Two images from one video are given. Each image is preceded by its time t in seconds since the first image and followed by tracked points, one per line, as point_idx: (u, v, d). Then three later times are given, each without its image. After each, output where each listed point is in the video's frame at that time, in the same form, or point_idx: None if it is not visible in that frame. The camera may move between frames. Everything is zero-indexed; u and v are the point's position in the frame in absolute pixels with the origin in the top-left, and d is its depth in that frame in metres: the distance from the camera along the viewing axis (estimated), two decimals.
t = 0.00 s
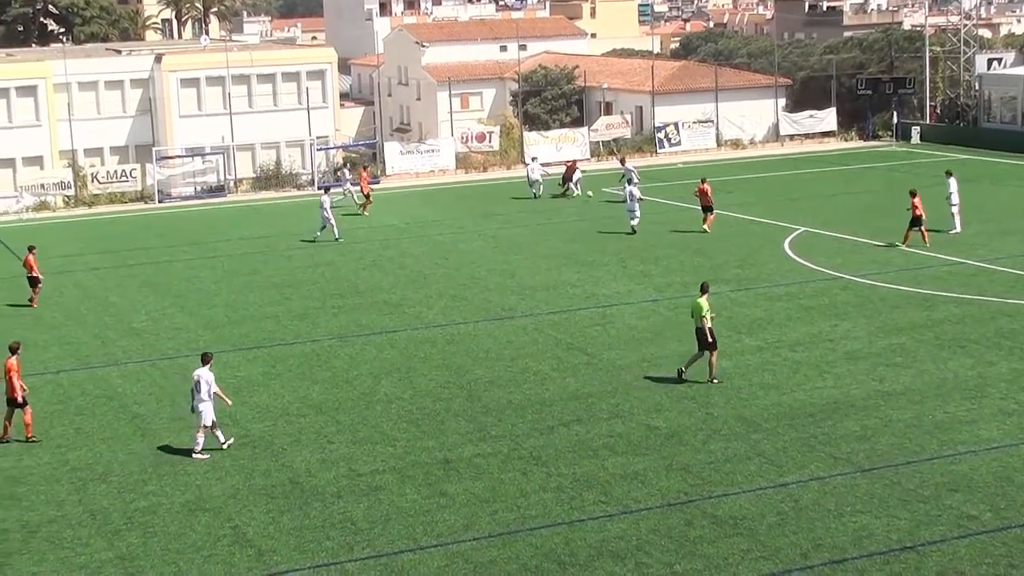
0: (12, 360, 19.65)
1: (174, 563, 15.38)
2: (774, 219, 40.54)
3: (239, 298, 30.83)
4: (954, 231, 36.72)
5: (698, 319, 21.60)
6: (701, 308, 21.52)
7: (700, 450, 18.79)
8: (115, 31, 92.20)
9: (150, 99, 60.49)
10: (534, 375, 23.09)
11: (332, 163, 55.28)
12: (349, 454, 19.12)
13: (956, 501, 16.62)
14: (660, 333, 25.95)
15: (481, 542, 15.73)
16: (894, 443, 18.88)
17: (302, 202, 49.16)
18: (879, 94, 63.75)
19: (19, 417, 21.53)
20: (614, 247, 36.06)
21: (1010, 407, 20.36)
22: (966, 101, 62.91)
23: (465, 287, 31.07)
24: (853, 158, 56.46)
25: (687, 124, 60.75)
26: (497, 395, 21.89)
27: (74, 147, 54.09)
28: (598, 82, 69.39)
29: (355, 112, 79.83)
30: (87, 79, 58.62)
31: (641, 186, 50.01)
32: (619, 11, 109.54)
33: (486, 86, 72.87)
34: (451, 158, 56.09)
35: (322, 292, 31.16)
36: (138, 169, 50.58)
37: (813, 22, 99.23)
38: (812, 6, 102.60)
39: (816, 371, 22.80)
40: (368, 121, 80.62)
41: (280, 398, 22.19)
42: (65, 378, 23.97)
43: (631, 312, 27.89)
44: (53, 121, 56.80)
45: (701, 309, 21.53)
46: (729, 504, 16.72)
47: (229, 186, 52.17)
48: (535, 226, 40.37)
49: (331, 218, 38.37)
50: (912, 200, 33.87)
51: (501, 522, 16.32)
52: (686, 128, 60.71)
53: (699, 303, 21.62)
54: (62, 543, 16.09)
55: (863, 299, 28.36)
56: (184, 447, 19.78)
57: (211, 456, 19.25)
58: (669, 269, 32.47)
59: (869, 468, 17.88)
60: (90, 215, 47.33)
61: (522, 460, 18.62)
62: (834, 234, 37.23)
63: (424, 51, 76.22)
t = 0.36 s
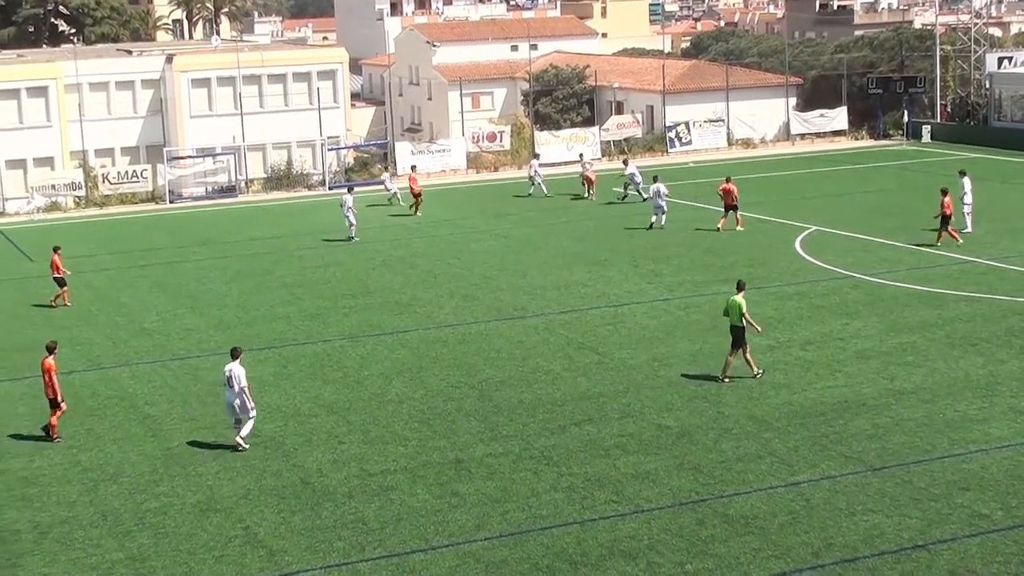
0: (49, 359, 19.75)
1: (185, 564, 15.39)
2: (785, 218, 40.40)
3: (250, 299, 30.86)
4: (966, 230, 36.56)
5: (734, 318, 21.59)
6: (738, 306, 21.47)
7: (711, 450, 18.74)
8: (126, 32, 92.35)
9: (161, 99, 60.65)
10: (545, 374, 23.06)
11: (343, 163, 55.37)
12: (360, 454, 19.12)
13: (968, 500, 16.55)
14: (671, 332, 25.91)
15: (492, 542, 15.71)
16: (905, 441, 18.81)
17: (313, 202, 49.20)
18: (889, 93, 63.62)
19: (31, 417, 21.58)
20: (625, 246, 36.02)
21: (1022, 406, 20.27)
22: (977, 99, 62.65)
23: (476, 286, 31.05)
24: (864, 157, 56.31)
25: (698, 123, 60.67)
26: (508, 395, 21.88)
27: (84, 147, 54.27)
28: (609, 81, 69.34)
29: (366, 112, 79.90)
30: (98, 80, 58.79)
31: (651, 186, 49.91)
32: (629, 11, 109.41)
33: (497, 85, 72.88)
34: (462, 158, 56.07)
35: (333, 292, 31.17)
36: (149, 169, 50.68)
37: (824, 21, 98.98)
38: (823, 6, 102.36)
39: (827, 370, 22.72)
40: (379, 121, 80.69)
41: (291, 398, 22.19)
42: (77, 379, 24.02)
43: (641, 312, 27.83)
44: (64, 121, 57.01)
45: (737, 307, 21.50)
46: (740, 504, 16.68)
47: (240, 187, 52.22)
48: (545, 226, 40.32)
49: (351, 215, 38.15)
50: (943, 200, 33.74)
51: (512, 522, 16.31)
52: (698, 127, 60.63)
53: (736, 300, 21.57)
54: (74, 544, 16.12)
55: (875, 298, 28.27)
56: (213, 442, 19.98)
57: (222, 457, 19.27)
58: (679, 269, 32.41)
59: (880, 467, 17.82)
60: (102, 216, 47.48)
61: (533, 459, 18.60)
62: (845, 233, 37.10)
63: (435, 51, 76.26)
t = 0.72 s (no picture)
0: (82, 359, 19.79)
1: (198, 564, 15.41)
2: (797, 219, 40.35)
3: (261, 300, 30.90)
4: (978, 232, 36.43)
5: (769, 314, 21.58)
6: (772, 304, 21.43)
7: (723, 451, 18.70)
8: (138, 33, 92.63)
9: (173, 101, 60.88)
10: (556, 375, 23.07)
11: (355, 164, 55.49)
12: (372, 455, 19.13)
13: (981, 501, 16.49)
14: (683, 333, 25.89)
15: (505, 543, 15.71)
16: (917, 443, 18.75)
17: (324, 203, 49.35)
18: (902, 93, 63.65)
19: (43, 418, 21.66)
20: (637, 247, 36.00)
21: None
22: (990, 100, 62.43)
23: (487, 287, 31.07)
24: (876, 158, 56.19)
25: (710, 124, 60.61)
26: (520, 395, 21.88)
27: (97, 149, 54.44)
28: (620, 82, 69.34)
29: (377, 113, 80.01)
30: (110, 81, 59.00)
31: (663, 186, 49.87)
32: (640, 12, 109.38)
33: (509, 86, 72.92)
34: (473, 159, 56.10)
35: (345, 293, 31.21)
36: (161, 170, 50.81)
37: (836, 21, 98.78)
38: (835, 7, 102.12)
39: (839, 371, 22.66)
40: (391, 122, 80.77)
41: (303, 399, 22.23)
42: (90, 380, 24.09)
43: (653, 312, 27.80)
44: (76, 123, 57.32)
45: (772, 304, 21.46)
46: (753, 505, 16.64)
47: (252, 188, 52.30)
48: (557, 227, 40.32)
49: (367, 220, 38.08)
50: (972, 200, 33.80)
51: (524, 523, 16.30)
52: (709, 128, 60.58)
53: (770, 297, 21.52)
54: (87, 544, 16.16)
55: (887, 299, 28.20)
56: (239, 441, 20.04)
57: (234, 458, 19.29)
58: (691, 270, 32.39)
59: (893, 468, 17.77)
60: (114, 217, 47.72)
61: (544, 460, 18.60)
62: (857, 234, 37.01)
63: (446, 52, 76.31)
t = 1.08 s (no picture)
0: (103, 361, 19.59)
1: (208, 565, 15.41)
2: (807, 219, 40.28)
3: (271, 300, 30.90)
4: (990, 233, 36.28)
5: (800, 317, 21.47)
6: (804, 305, 21.35)
7: (733, 451, 18.64)
8: (148, 34, 92.84)
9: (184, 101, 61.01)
10: (567, 375, 23.03)
11: (365, 164, 55.58)
12: (383, 455, 19.12)
13: (992, 502, 16.42)
14: (693, 333, 25.84)
15: (514, 544, 15.67)
16: (928, 443, 18.67)
17: (333, 203, 49.42)
18: (912, 94, 63.33)
19: (53, 418, 21.68)
20: (647, 247, 35.96)
21: None
22: (1001, 101, 62.20)
23: (497, 288, 31.03)
24: (887, 159, 56.07)
25: (721, 124, 60.53)
26: (530, 396, 21.84)
27: (107, 149, 54.59)
28: (631, 83, 69.30)
29: (387, 114, 80.11)
30: (121, 82, 59.12)
31: (673, 187, 49.83)
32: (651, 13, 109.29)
33: (519, 87, 72.94)
34: (484, 160, 56.09)
35: (355, 293, 31.22)
36: (172, 171, 50.87)
37: (846, 22, 98.59)
38: (847, 7, 101.86)
39: (850, 372, 22.58)
40: (401, 123, 80.83)
41: (313, 399, 22.22)
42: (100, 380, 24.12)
43: (663, 313, 27.75)
44: (87, 123, 57.48)
45: (804, 306, 21.38)
46: (763, 506, 16.58)
47: (262, 188, 52.37)
48: (568, 227, 40.28)
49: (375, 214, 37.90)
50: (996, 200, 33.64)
51: (534, 523, 16.28)
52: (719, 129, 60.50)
53: (801, 299, 21.42)
54: (97, 544, 16.15)
55: (898, 299, 28.11)
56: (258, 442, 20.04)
57: (244, 458, 19.29)
58: (702, 270, 32.34)
59: (903, 469, 17.70)
60: (124, 217, 47.76)
61: (555, 461, 18.55)
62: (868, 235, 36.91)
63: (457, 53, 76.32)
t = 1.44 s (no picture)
0: (112, 359, 19.62)
1: (216, 562, 15.43)
2: (816, 217, 40.19)
3: (279, 298, 30.91)
4: (998, 231, 36.18)
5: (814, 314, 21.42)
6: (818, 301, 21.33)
7: (741, 449, 18.62)
8: (156, 32, 93.01)
9: (192, 99, 61.13)
10: (574, 374, 23.01)
11: (373, 162, 55.70)
12: (391, 453, 19.12)
13: (999, 500, 16.38)
14: (701, 331, 25.79)
15: (523, 541, 15.68)
16: (936, 442, 18.63)
17: (342, 201, 49.45)
18: (921, 91, 62.92)
19: (61, 416, 21.72)
20: (655, 245, 35.91)
21: None
22: (1009, 98, 61.93)
23: (505, 286, 31.02)
24: (895, 157, 55.98)
25: (729, 122, 60.41)
26: (537, 394, 21.82)
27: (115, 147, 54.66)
28: (639, 80, 69.25)
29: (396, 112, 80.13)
30: (129, 79, 59.37)
31: (682, 185, 49.77)
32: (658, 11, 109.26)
33: (528, 85, 72.91)
34: (493, 158, 56.06)
35: (362, 291, 31.23)
36: (180, 169, 50.96)
37: (855, 19, 98.43)
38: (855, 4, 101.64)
39: (858, 371, 22.53)
40: (409, 120, 80.83)
41: (322, 396, 22.23)
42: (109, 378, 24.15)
43: (671, 311, 27.71)
44: (95, 121, 57.65)
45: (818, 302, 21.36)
46: (771, 503, 16.57)
47: (270, 186, 52.46)
48: (575, 225, 40.27)
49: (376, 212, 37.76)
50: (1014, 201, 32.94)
51: (543, 521, 16.28)
52: (728, 126, 60.38)
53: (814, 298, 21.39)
54: (106, 542, 16.19)
55: (907, 298, 28.03)
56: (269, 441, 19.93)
57: (251, 456, 19.29)
58: (710, 268, 32.30)
59: (912, 467, 17.66)
60: (133, 215, 47.79)
61: (563, 459, 18.54)
62: (876, 233, 36.82)
63: (465, 51, 76.28)
